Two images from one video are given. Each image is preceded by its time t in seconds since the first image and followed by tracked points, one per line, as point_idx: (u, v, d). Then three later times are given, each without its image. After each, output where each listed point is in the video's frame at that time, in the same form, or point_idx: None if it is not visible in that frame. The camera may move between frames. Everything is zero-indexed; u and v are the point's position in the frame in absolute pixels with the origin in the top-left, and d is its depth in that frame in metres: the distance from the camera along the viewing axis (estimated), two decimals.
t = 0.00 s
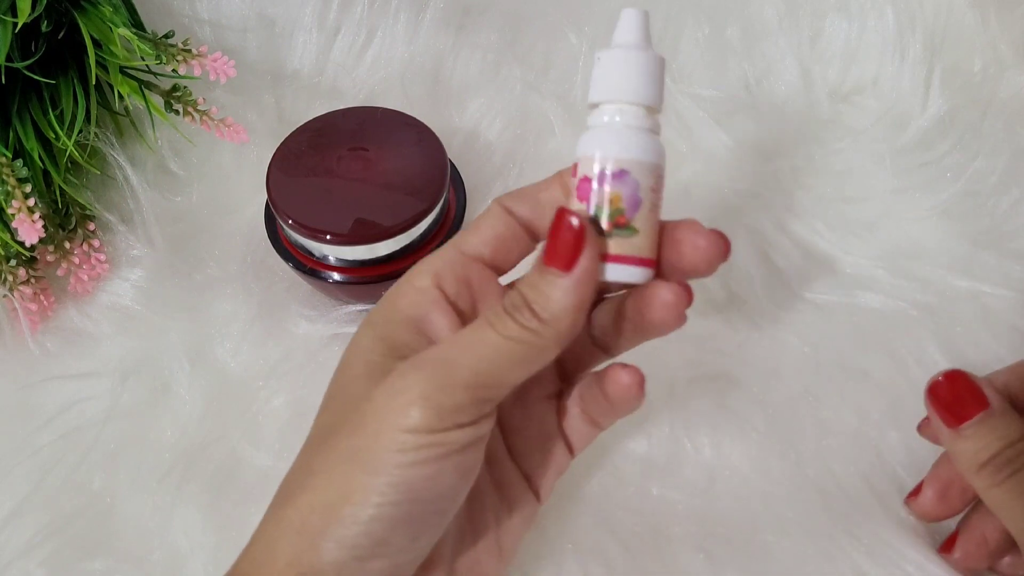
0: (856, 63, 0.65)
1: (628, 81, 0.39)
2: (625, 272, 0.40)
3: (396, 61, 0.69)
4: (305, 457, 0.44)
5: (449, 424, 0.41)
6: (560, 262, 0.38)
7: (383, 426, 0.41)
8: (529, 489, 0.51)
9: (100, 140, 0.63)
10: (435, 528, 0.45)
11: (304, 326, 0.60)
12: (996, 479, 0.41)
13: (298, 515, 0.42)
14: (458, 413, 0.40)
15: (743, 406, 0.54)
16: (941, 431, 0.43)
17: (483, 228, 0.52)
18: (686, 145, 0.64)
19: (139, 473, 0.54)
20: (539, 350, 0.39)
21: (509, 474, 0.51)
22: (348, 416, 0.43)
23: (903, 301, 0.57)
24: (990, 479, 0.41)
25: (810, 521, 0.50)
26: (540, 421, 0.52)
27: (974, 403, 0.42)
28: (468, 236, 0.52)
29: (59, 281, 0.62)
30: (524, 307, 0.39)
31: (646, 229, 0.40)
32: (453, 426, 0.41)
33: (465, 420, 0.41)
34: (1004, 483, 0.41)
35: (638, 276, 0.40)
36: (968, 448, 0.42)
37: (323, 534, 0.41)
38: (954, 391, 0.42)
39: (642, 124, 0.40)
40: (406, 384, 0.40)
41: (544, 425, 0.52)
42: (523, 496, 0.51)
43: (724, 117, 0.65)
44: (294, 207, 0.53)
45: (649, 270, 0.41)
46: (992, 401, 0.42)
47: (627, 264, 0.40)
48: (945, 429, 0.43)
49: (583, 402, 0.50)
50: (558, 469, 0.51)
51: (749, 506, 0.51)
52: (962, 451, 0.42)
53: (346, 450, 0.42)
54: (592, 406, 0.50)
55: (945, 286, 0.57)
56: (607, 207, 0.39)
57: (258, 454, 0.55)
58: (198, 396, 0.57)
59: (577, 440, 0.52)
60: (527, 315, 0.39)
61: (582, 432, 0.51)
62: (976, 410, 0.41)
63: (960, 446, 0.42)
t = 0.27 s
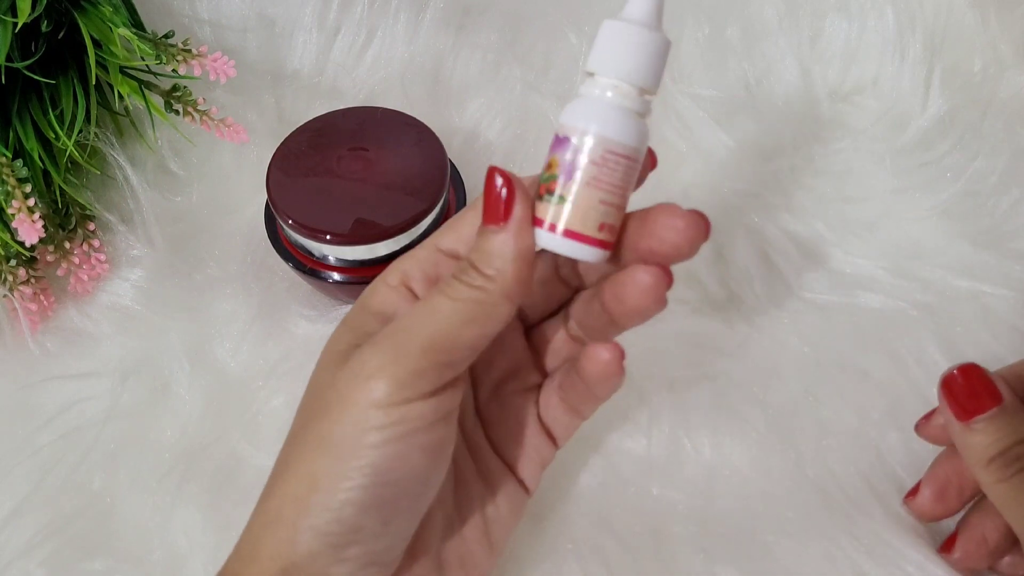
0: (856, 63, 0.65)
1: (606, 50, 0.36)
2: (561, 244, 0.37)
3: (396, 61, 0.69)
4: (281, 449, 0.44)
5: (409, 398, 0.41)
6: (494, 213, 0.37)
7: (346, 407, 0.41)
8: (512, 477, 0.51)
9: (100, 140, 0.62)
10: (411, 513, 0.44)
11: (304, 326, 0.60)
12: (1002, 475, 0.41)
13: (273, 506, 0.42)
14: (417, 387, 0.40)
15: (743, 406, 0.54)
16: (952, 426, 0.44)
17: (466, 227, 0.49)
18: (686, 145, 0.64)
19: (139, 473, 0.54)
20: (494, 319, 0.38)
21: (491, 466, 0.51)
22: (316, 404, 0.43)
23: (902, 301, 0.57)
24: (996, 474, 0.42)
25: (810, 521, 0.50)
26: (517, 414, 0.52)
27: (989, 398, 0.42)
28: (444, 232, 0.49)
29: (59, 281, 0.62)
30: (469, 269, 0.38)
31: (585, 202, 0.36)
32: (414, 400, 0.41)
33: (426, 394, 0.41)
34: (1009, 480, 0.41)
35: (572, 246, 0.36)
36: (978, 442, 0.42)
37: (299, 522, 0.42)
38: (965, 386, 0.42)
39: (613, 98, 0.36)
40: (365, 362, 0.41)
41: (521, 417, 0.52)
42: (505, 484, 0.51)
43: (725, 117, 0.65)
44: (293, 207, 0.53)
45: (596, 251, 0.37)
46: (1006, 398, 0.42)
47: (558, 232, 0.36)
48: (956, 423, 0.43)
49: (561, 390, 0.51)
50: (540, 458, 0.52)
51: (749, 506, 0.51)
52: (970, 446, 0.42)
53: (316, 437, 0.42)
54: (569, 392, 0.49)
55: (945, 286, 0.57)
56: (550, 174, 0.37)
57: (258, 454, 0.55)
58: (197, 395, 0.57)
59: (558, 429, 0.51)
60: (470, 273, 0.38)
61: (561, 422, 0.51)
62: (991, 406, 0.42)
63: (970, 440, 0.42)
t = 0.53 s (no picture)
0: (856, 63, 0.65)
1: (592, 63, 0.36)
2: (568, 256, 0.39)
3: (396, 62, 0.69)
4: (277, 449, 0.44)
5: (404, 396, 0.40)
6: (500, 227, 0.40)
7: (342, 406, 0.41)
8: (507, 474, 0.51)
9: (100, 140, 0.62)
10: (405, 509, 0.44)
11: (303, 325, 0.60)
12: (1002, 472, 0.42)
13: (270, 505, 0.42)
14: (412, 386, 0.40)
15: (743, 406, 0.54)
16: (951, 424, 0.44)
17: (458, 229, 0.49)
18: (686, 145, 0.64)
19: (139, 473, 0.54)
20: (492, 315, 0.40)
21: (487, 463, 0.51)
22: (312, 403, 0.43)
23: (902, 301, 0.57)
24: (996, 471, 0.42)
25: (810, 521, 0.50)
26: (513, 412, 0.52)
27: (988, 396, 0.42)
28: (436, 235, 0.49)
29: (59, 281, 0.62)
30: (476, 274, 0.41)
31: (587, 219, 0.38)
32: (409, 398, 0.41)
33: (420, 392, 0.41)
34: (1009, 477, 0.41)
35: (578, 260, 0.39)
36: (978, 440, 0.42)
37: (295, 520, 0.42)
38: (965, 383, 0.42)
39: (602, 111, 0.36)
40: (360, 360, 0.41)
41: (516, 414, 0.52)
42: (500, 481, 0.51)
43: (725, 117, 0.65)
44: (293, 207, 0.53)
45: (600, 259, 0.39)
46: (1005, 395, 0.42)
47: (563, 246, 0.39)
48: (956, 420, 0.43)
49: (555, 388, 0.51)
50: (536, 456, 0.52)
51: (749, 505, 0.51)
52: (970, 443, 0.42)
53: (311, 434, 0.42)
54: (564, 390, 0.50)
55: (945, 286, 0.57)
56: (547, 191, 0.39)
57: (258, 454, 0.54)
58: (198, 395, 0.57)
59: (553, 426, 0.52)
60: (479, 276, 0.40)
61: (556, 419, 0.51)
62: (990, 404, 0.42)
63: (970, 438, 0.42)
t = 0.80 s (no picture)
0: (856, 63, 0.65)
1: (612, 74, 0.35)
2: (591, 266, 0.39)
3: (396, 62, 0.69)
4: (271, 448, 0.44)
5: (392, 404, 0.40)
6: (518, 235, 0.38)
7: (330, 411, 0.41)
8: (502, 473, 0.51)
9: (100, 140, 0.62)
10: (394, 512, 0.45)
11: (303, 326, 0.60)
12: (996, 469, 0.41)
13: (262, 505, 0.43)
14: (402, 393, 0.40)
15: (743, 406, 0.54)
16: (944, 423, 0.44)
17: (449, 223, 0.49)
18: (686, 145, 0.64)
19: (140, 473, 0.54)
20: (484, 327, 0.39)
21: (483, 463, 0.52)
22: (304, 405, 0.43)
23: (902, 301, 0.57)
24: (990, 469, 0.41)
25: (810, 521, 0.50)
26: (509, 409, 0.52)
27: (981, 393, 0.42)
28: (428, 232, 0.50)
29: (59, 281, 0.62)
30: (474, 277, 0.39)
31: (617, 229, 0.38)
32: (397, 406, 0.40)
33: (409, 400, 0.41)
34: (1003, 474, 0.41)
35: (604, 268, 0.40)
36: (972, 437, 0.42)
37: (285, 524, 0.42)
38: (954, 380, 0.43)
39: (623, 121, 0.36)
40: (349, 365, 0.40)
41: (512, 413, 0.52)
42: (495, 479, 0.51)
43: (725, 117, 0.65)
44: (293, 207, 0.53)
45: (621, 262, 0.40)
46: (998, 392, 0.42)
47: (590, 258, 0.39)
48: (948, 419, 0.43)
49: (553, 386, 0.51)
50: (531, 454, 0.52)
51: (748, 505, 0.51)
52: (963, 441, 0.42)
53: (301, 437, 0.42)
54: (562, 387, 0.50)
55: (945, 286, 0.57)
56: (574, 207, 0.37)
57: (258, 454, 0.54)
58: (197, 395, 0.57)
59: (550, 426, 0.51)
60: (476, 280, 0.39)
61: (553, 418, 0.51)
62: (983, 399, 0.42)
63: (964, 435, 0.42)
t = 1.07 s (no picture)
0: (856, 63, 0.65)
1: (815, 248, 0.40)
2: (674, 395, 0.43)
3: (396, 61, 0.69)
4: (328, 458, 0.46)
5: (462, 449, 0.44)
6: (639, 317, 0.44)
7: (402, 442, 0.44)
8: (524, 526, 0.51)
9: (100, 140, 0.62)
10: (437, 548, 0.47)
11: (303, 326, 0.60)
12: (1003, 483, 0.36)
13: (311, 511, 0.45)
14: (478, 439, 0.44)
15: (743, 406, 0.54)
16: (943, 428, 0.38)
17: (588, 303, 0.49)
18: (686, 146, 0.64)
19: (140, 473, 0.54)
20: (570, 371, 0.44)
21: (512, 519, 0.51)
22: (372, 424, 0.46)
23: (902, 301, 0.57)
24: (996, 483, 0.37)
25: (809, 522, 0.50)
26: (553, 484, 0.51)
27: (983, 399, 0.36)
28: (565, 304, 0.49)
29: (59, 281, 0.62)
30: (581, 326, 0.44)
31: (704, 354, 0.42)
32: (470, 453, 0.44)
33: (482, 450, 0.45)
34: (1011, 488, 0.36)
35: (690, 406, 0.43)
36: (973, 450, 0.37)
37: (328, 536, 0.44)
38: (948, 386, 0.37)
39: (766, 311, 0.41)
40: (434, 399, 0.43)
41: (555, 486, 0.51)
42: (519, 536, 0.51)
43: (724, 118, 0.65)
44: (293, 207, 0.53)
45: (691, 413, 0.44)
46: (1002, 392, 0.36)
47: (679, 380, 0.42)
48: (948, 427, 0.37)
49: (603, 481, 0.49)
50: (558, 532, 0.50)
51: (748, 505, 0.51)
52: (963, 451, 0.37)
53: (367, 457, 0.45)
54: (611, 491, 0.48)
55: (945, 286, 0.57)
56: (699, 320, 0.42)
57: (258, 454, 0.54)
58: (198, 395, 0.57)
59: (587, 516, 0.50)
60: (580, 332, 0.44)
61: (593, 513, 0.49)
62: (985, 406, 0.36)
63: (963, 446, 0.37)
